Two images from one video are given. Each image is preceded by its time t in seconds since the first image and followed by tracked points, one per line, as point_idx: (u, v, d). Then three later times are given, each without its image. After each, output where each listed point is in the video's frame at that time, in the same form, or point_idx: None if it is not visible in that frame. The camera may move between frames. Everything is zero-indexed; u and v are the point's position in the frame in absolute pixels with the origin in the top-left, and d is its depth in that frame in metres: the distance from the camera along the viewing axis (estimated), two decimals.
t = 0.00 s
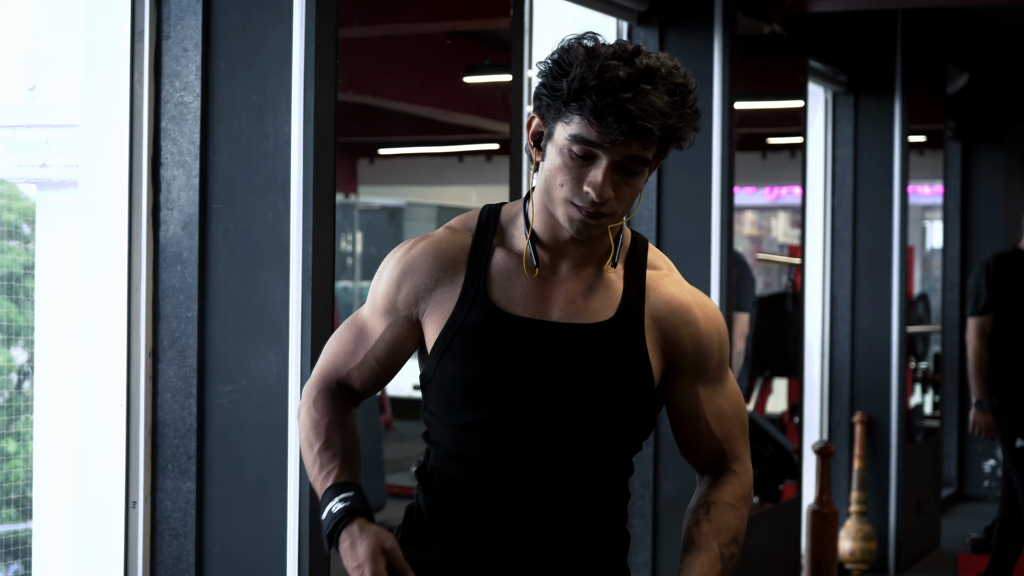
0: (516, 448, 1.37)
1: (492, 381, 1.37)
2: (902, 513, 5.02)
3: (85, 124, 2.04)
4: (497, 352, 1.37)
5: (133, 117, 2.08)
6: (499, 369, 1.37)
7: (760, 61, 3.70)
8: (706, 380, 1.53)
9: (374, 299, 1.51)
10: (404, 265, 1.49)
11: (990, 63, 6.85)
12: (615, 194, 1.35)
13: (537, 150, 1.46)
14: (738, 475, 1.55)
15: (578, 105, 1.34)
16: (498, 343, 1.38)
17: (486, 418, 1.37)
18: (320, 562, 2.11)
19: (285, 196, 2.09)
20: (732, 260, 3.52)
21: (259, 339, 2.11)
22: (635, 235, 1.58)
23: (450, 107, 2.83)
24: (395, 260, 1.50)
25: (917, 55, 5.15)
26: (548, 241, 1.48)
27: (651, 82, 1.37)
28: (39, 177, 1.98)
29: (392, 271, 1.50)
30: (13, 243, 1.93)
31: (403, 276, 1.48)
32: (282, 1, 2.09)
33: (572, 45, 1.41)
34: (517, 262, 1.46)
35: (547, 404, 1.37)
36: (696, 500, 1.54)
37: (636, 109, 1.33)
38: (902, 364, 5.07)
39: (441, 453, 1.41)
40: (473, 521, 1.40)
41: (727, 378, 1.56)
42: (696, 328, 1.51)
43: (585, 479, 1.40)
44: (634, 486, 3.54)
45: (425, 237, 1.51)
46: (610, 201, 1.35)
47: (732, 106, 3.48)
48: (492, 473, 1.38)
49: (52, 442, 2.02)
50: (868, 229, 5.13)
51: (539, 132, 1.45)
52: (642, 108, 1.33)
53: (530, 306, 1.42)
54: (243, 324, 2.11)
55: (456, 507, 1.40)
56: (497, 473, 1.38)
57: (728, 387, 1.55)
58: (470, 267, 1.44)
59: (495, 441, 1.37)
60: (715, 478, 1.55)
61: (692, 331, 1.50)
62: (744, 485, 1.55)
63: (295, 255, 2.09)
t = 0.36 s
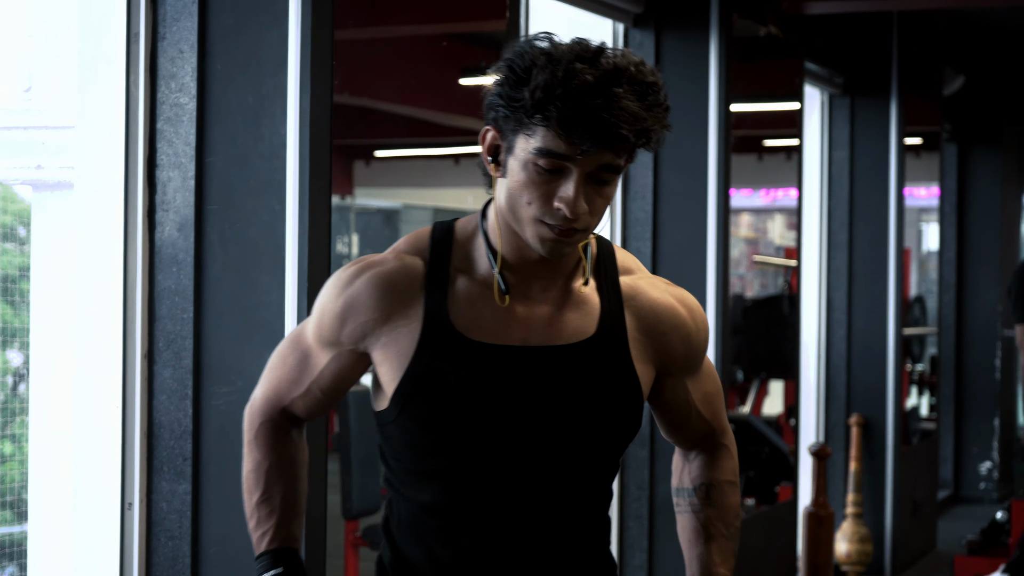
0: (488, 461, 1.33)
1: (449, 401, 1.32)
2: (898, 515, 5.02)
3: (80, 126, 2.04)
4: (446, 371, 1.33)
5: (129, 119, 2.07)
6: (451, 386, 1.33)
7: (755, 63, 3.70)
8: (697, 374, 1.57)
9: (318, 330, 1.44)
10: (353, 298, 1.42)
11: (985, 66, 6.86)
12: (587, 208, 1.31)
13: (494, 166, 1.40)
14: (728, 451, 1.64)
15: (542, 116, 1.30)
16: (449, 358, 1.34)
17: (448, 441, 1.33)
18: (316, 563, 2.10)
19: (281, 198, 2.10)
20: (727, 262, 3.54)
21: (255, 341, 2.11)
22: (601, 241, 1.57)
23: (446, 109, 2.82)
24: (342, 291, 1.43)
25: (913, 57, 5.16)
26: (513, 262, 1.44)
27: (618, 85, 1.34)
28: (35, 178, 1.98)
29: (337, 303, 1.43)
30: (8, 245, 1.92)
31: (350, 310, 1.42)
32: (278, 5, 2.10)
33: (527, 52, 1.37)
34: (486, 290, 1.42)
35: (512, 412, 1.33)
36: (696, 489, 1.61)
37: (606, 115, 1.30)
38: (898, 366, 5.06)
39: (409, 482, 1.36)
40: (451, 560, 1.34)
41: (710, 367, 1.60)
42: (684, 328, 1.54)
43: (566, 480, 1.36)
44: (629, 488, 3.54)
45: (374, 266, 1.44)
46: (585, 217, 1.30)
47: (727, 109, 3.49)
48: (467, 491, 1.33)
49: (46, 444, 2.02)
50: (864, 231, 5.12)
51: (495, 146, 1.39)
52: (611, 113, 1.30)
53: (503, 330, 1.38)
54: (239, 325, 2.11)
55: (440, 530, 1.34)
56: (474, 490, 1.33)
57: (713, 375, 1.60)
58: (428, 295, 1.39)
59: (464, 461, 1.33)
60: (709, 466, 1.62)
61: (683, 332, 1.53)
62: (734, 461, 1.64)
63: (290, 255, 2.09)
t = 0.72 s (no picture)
0: (421, 455, 1.29)
1: (371, 395, 1.29)
2: (897, 516, 5.02)
3: (77, 128, 2.01)
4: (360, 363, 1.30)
5: (127, 122, 2.08)
6: (371, 379, 1.29)
7: (752, 65, 3.70)
8: (653, 357, 1.52)
9: (227, 336, 1.37)
10: (267, 299, 1.36)
11: (983, 67, 6.86)
12: (514, 194, 1.26)
13: (407, 153, 1.34)
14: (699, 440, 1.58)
15: (451, 103, 1.23)
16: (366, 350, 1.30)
17: (375, 437, 1.29)
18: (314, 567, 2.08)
19: (279, 199, 2.09)
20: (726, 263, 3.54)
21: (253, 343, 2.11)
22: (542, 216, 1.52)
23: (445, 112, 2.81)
24: (252, 291, 1.36)
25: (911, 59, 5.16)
26: (432, 246, 1.40)
27: (532, 55, 1.26)
28: (32, 180, 1.94)
29: (244, 306, 1.36)
30: (4, 247, 1.89)
31: (262, 314, 1.35)
32: (275, 5, 2.10)
33: (427, 26, 1.28)
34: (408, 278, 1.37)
35: (439, 402, 1.29)
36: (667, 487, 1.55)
37: (523, 93, 1.23)
38: (896, 367, 5.05)
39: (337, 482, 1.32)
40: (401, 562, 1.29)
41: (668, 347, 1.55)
42: (632, 308, 1.49)
43: (511, 472, 1.32)
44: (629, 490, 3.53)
45: (288, 262, 1.38)
46: (511, 204, 1.25)
47: (725, 110, 3.49)
48: (408, 488, 1.29)
49: (43, 447, 2.00)
50: (862, 232, 5.12)
51: (405, 132, 1.33)
52: (528, 90, 1.23)
53: (432, 324, 1.33)
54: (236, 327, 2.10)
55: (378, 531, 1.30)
56: (413, 485, 1.29)
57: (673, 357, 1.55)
58: (353, 293, 1.34)
59: (395, 457, 1.29)
60: (678, 458, 1.56)
61: (630, 315, 1.48)
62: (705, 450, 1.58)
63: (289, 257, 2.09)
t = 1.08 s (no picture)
0: (405, 471, 1.25)
1: (350, 411, 1.25)
2: (896, 516, 5.02)
3: (75, 129, 2.01)
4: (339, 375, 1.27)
5: (124, 123, 2.09)
6: (349, 393, 1.26)
7: (750, 64, 3.70)
8: (643, 369, 1.33)
9: (212, 390, 1.34)
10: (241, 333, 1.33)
11: (982, 66, 6.86)
12: (469, 189, 1.18)
13: (358, 157, 1.28)
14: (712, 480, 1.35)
15: (381, 108, 1.17)
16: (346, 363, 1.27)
17: (354, 453, 1.25)
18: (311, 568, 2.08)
19: (276, 200, 2.09)
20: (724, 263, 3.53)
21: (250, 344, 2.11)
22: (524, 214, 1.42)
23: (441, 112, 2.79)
24: (225, 331, 1.34)
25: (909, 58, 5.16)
26: (394, 249, 1.34)
27: (462, 37, 1.17)
28: (30, 182, 1.93)
29: (225, 345, 1.34)
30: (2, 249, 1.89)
31: (241, 351, 1.33)
32: (272, 5, 2.09)
33: (352, 26, 1.21)
34: (369, 287, 1.33)
35: (420, 417, 1.24)
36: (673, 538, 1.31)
37: (459, 81, 1.15)
38: (895, 367, 5.05)
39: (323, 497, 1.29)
40: None
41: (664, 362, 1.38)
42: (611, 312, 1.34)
43: (492, 516, 1.26)
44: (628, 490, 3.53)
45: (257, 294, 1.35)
46: (464, 202, 1.17)
47: (723, 110, 3.48)
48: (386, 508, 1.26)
49: (42, 449, 1.99)
50: (860, 233, 5.12)
51: (352, 135, 1.26)
52: (461, 76, 1.15)
53: (406, 336, 1.29)
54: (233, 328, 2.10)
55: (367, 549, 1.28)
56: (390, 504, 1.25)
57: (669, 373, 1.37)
58: (321, 309, 1.31)
59: (379, 473, 1.25)
60: (685, 496, 1.32)
61: (609, 320, 1.33)
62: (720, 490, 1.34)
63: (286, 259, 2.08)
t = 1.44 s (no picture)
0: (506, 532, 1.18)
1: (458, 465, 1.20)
2: (896, 516, 5.01)
3: (71, 133, 2.03)
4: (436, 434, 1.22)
5: (120, 126, 2.06)
6: (441, 458, 1.20)
7: (747, 65, 3.70)
8: (735, 462, 1.12)
9: (318, 441, 1.32)
10: (334, 377, 1.31)
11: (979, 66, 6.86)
12: (512, 286, 1.02)
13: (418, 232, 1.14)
14: None
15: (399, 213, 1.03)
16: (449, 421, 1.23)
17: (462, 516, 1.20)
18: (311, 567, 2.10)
19: (272, 203, 2.09)
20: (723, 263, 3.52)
21: (248, 347, 2.10)
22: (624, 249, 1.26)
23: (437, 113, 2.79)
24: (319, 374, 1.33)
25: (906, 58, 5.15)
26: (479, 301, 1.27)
27: (479, 123, 0.99)
28: (26, 185, 1.96)
29: (323, 393, 1.31)
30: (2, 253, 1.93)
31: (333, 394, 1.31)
32: (267, 10, 2.09)
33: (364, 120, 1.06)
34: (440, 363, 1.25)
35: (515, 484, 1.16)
36: None
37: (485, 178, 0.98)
38: (894, 368, 5.04)
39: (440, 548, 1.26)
40: None
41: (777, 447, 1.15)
42: (694, 394, 1.14)
43: None
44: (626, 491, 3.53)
45: (343, 340, 1.33)
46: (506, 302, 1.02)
47: (721, 111, 3.46)
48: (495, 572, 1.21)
49: (42, 453, 2.02)
50: (859, 233, 5.11)
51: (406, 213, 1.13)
52: (485, 176, 0.98)
53: (495, 404, 1.21)
54: (231, 332, 2.10)
55: None
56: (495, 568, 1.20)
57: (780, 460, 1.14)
58: (412, 365, 1.26)
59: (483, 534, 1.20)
60: None
61: (691, 398, 1.14)
62: None
63: (283, 262, 2.09)
